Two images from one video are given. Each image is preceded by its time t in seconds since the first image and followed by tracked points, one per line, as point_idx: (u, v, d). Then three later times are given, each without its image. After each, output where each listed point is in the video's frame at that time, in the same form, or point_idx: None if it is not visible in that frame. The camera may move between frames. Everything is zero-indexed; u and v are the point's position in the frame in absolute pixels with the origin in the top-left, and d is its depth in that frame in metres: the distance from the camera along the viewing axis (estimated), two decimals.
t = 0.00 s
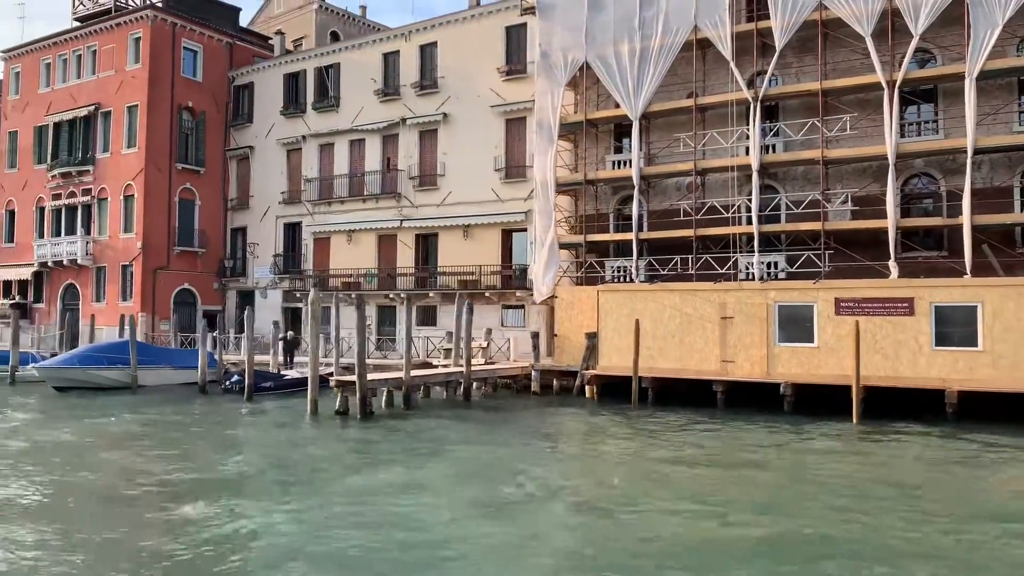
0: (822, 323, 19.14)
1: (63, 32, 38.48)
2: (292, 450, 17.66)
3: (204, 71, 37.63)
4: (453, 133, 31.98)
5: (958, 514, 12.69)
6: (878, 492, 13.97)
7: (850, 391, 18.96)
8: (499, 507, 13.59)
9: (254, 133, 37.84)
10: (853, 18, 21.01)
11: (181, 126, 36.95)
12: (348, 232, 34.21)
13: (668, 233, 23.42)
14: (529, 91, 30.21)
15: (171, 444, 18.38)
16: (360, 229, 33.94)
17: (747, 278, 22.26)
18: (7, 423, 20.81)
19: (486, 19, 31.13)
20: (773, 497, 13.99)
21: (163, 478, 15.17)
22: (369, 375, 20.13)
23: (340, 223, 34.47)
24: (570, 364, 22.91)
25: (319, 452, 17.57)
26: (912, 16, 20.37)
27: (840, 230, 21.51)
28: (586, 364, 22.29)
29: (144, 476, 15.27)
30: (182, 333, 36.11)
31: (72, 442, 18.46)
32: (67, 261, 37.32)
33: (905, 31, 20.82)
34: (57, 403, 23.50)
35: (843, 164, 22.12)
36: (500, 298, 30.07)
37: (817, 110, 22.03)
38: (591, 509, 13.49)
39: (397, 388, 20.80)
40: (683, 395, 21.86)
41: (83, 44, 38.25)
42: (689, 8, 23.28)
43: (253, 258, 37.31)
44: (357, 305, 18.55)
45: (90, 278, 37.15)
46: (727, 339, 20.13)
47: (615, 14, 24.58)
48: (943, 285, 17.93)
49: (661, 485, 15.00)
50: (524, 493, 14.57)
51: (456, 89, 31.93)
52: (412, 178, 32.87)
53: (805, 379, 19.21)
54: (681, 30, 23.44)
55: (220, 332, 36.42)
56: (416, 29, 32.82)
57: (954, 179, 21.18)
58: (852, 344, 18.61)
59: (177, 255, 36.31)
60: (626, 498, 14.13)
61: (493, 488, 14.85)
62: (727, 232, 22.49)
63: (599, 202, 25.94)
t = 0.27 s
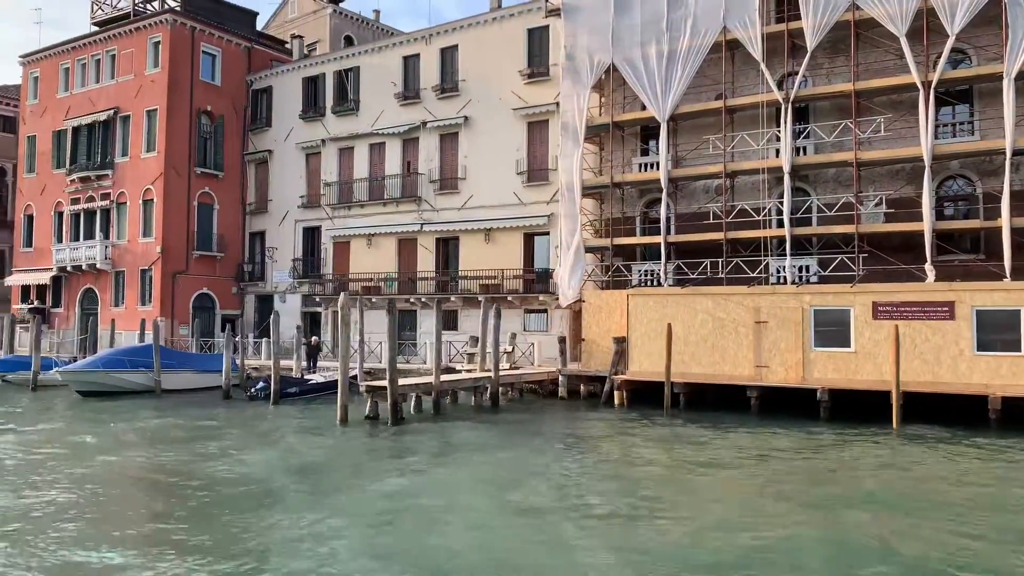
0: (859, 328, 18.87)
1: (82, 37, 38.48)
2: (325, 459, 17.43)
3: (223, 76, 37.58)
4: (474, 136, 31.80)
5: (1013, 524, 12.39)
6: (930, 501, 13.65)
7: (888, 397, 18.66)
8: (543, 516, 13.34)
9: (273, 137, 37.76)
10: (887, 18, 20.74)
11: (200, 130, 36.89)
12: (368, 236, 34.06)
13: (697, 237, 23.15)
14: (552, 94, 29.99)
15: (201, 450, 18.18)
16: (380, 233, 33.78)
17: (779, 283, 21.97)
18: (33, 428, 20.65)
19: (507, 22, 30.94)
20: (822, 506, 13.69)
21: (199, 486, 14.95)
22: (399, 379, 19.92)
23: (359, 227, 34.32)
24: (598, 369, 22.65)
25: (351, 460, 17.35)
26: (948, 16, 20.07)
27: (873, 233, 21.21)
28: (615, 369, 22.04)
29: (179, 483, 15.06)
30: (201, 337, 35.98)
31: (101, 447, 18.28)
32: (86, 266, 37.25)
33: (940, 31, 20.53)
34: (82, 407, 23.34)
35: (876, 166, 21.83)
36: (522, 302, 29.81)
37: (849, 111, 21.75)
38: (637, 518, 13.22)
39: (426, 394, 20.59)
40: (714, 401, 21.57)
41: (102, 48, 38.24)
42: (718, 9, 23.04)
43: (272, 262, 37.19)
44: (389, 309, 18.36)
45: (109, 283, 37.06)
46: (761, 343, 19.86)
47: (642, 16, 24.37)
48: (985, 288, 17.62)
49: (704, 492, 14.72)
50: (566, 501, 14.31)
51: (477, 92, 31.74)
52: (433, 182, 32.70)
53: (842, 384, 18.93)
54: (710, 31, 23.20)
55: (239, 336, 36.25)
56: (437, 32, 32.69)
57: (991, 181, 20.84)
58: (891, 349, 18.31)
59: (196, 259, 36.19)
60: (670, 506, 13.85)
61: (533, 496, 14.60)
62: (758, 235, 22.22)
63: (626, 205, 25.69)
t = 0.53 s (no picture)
0: (898, 333, 18.54)
1: (102, 42, 38.51)
2: (356, 466, 17.20)
3: (242, 80, 37.50)
4: (496, 140, 31.59)
5: None
6: (982, 512, 13.29)
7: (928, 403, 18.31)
8: (587, 525, 13.04)
9: (292, 141, 37.65)
10: (922, 18, 20.45)
11: (219, 134, 36.81)
12: (389, 240, 33.87)
13: (727, 241, 22.86)
14: (576, 97, 29.74)
15: (230, 456, 17.98)
16: (400, 238, 33.59)
17: (812, 287, 21.66)
18: (59, 433, 20.50)
19: (530, 25, 30.75)
20: (872, 514, 13.35)
21: (232, 493, 14.73)
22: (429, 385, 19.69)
23: (380, 232, 34.14)
24: (627, 375, 22.34)
25: (383, 467, 17.11)
26: (985, 16, 19.76)
27: (909, 237, 20.88)
28: (645, 375, 21.74)
29: (213, 491, 14.84)
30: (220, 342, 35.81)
31: (130, 453, 18.09)
32: (105, 270, 37.17)
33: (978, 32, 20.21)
34: (106, 412, 23.20)
35: (910, 169, 21.50)
36: (545, 307, 29.54)
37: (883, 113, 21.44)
38: (683, 527, 12.92)
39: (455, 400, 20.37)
40: (747, 407, 21.24)
41: (121, 53, 38.26)
42: (749, 10, 22.78)
43: (291, 267, 37.05)
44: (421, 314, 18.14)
45: (128, 287, 36.97)
46: (796, 349, 19.55)
47: (670, 18, 24.13)
48: None
49: (748, 501, 14.41)
50: (607, 509, 14.01)
51: (499, 95, 31.55)
52: (454, 186, 32.50)
53: (880, 391, 18.60)
54: (740, 33, 22.94)
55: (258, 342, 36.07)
56: (458, 35, 32.52)
57: None
58: (931, 354, 17.98)
59: (215, 264, 36.06)
60: (716, 515, 13.53)
61: (573, 505, 14.31)
62: (790, 239, 21.92)
63: (653, 209, 25.41)
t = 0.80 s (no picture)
0: (938, 338, 18.19)
1: (121, 46, 38.49)
2: (389, 474, 16.94)
3: (261, 83, 37.38)
4: (517, 143, 31.37)
5: None
6: None
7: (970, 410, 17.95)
8: (634, 536, 12.72)
9: (311, 145, 37.51)
10: (959, 18, 20.14)
11: (238, 138, 36.70)
12: (409, 244, 33.67)
13: (758, 245, 22.54)
14: (599, 99, 29.50)
15: (260, 465, 17.74)
16: (420, 242, 33.38)
17: (846, 291, 21.32)
18: (85, 439, 20.33)
19: (553, 27, 30.54)
20: (925, 525, 13.01)
21: (268, 503, 14.47)
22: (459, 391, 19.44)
23: (400, 236, 33.94)
24: (657, 381, 22.03)
25: (417, 476, 16.85)
26: None
27: (945, 240, 20.54)
28: (676, 381, 21.44)
29: (248, 501, 14.59)
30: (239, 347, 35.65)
31: (159, 461, 17.88)
32: (123, 274, 37.08)
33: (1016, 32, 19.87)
34: (130, 419, 23.01)
35: (946, 171, 21.16)
36: (569, 311, 29.26)
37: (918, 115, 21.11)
38: (734, 539, 12.59)
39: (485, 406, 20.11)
40: (780, 414, 20.90)
41: (140, 57, 38.23)
42: (780, 11, 22.50)
43: (310, 271, 36.88)
44: (452, 319, 17.90)
45: (147, 292, 36.86)
46: (833, 354, 19.23)
47: (698, 19, 23.87)
48: None
49: (795, 511, 14.07)
50: (650, 518, 13.72)
51: (521, 98, 31.34)
52: (475, 190, 32.28)
53: (919, 397, 18.26)
54: (770, 34, 22.65)
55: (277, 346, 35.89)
56: (479, 38, 32.33)
57: None
58: (973, 360, 17.63)
59: (234, 268, 35.93)
60: (765, 526, 13.21)
61: (614, 514, 14.02)
62: (823, 243, 21.60)
63: (681, 212, 25.11)
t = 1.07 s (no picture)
0: (978, 344, 17.85)
1: (139, 50, 38.45)
2: (422, 483, 16.67)
3: (279, 87, 37.26)
4: (539, 146, 31.13)
5: None
6: None
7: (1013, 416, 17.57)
8: (683, 550, 12.40)
9: (329, 149, 37.37)
10: (996, 18, 19.84)
11: (257, 142, 36.59)
12: (429, 248, 33.46)
13: (789, 249, 22.23)
14: (622, 102, 29.25)
15: (290, 473, 17.47)
16: (440, 246, 33.17)
17: (880, 296, 20.97)
18: (109, 446, 20.14)
19: (575, 30, 30.34)
20: (980, 538, 12.68)
21: (304, 515, 14.20)
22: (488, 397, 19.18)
23: (419, 240, 33.74)
24: (687, 387, 21.73)
25: (450, 484, 16.57)
26: None
27: (982, 244, 20.18)
28: (707, 387, 21.13)
29: (282, 511, 14.34)
30: (258, 351, 35.48)
31: (188, 469, 17.63)
32: (141, 278, 36.96)
33: None
34: (153, 425, 22.79)
35: (982, 174, 20.82)
36: (591, 316, 28.99)
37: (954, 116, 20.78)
38: (787, 553, 12.26)
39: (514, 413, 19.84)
40: (813, 421, 20.57)
41: (158, 61, 38.16)
42: (810, 12, 22.22)
43: (328, 275, 36.70)
44: (484, 324, 17.65)
45: (164, 296, 36.74)
46: (869, 360, 18.91)
47: (727, 21, 23.61)
48: None
49: (844, 522, 13.74)
50: (692, 530, 13.46)
51: (542, 101, 31.14)
52: (496, 194, 32.06)
53: (959, 404, 17.92)
54: (801, 35, 22.36)
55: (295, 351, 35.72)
56: (501, 41, 32.13)
57: None
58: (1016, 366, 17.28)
59: (252, 272, 35.78)
60: (816, 538, 12.87)
61: (654, 525, 13.76)
62: (855, 247, 21.27)
63: (708, 216, 24.82)
